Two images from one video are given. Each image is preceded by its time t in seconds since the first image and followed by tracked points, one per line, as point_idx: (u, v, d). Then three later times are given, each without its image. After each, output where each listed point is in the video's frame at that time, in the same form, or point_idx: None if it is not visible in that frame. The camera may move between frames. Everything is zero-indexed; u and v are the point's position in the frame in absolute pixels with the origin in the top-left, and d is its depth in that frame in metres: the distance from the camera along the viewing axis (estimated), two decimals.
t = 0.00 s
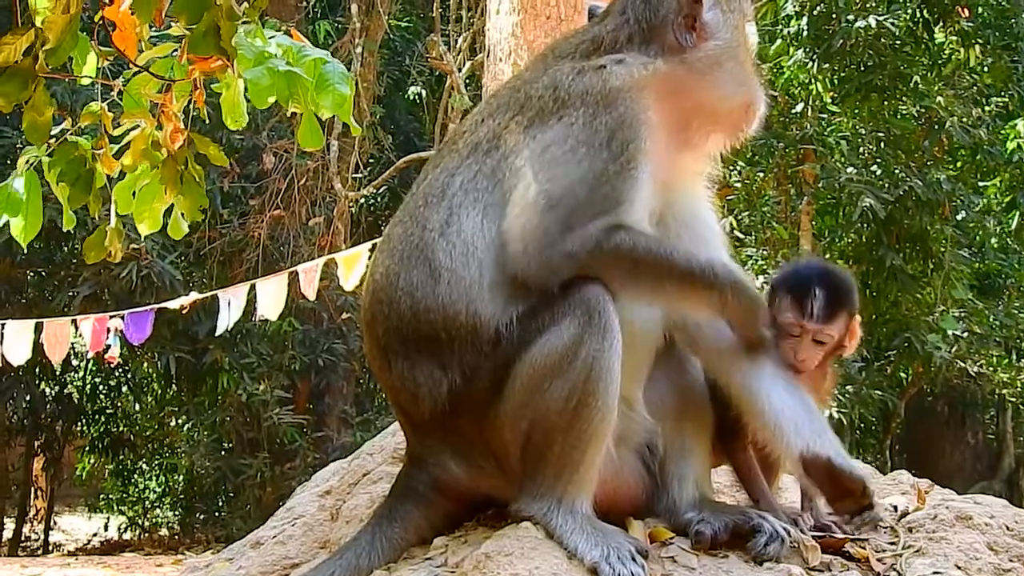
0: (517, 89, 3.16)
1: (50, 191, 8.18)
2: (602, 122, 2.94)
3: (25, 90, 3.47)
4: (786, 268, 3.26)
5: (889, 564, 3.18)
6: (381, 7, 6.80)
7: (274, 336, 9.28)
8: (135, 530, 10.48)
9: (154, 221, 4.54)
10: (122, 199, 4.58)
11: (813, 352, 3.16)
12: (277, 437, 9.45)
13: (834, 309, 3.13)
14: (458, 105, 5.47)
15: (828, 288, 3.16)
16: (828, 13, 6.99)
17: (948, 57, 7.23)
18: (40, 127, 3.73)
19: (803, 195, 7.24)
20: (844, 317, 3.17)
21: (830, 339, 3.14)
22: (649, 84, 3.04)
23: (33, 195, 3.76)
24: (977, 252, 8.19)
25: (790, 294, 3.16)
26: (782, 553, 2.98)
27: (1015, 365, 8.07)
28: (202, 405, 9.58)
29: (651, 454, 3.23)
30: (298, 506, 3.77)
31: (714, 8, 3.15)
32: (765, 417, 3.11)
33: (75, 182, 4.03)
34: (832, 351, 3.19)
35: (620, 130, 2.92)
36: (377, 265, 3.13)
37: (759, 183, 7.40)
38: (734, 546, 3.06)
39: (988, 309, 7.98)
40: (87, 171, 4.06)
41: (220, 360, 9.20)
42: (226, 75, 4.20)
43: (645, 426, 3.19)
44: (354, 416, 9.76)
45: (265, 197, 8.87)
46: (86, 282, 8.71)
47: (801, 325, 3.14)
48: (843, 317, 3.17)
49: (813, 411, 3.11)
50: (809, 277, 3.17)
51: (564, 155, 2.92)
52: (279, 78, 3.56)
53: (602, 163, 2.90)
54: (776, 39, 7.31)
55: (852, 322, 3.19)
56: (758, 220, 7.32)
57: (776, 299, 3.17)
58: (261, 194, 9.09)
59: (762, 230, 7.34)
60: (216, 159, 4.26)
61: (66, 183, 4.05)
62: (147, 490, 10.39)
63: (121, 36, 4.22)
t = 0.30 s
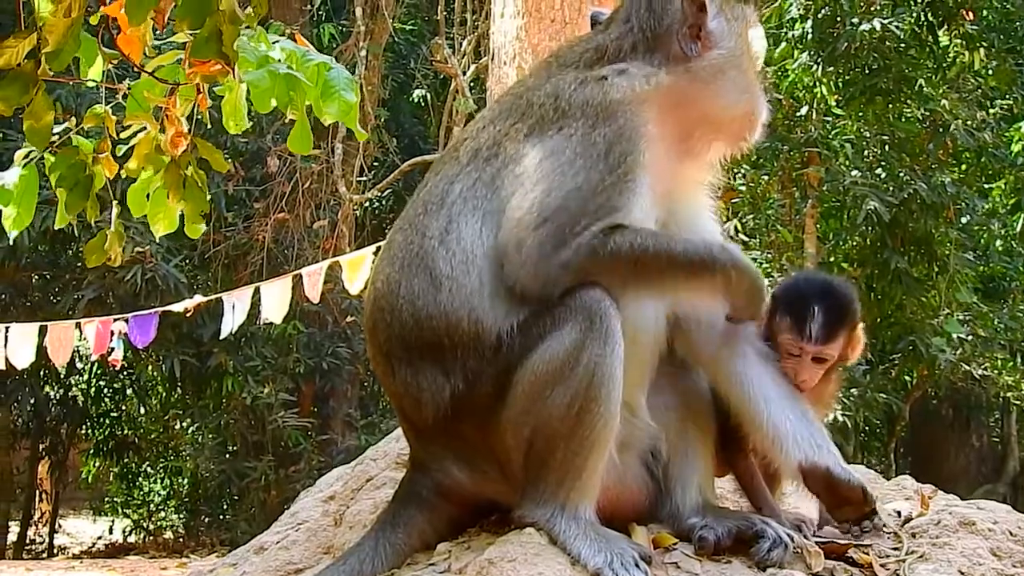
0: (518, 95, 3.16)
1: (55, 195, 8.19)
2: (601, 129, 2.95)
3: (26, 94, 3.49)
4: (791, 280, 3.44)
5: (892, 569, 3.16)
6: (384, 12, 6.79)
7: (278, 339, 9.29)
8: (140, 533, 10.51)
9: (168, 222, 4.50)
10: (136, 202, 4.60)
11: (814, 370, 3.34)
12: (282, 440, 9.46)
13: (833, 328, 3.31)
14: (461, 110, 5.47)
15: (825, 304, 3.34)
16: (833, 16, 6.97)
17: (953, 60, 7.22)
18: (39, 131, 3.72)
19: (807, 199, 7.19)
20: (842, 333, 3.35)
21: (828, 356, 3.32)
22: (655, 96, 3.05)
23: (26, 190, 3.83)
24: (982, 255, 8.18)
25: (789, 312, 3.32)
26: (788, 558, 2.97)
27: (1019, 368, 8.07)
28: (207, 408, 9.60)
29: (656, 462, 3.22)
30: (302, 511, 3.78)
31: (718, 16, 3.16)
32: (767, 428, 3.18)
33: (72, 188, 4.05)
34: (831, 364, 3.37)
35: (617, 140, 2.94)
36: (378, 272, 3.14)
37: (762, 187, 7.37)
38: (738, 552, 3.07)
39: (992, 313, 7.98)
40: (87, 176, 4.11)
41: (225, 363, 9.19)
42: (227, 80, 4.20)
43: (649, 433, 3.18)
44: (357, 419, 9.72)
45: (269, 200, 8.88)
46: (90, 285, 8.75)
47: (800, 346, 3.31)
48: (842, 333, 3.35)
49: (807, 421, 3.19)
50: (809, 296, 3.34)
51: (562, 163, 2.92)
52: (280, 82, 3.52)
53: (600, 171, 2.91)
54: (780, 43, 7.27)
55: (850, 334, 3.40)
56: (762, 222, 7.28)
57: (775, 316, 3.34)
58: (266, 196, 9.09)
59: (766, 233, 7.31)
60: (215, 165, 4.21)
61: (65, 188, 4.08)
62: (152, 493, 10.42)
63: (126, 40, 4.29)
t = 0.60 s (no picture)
0: (519, 89, 3.16)
1: (57, 198, 8.19)
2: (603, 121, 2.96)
3: (33, 95, 3.51)
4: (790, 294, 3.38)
5: (897, 568, 3.16)
6: (387, 14, 6.80)
7: (280, 342, 9.29)
8: (142, 536, 10.51)
9: (191, 231, 4.44)
10: (153, 211, 4.61)
11: (783, 385, 3.26)
12: (283, 443, 9.46)
13: (805, 344, 3.22)
14: (463, 111, 5.47)
15: (806, 320, 3.27)
16: (834, 18, 6.96)
17: (954, 63, 7.22)
18: (46, 132, 3.73)
19: (809, 201, 7.23)
20: (819, 351, 3.24)
21: (798, 371, 3.24)
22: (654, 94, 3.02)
23: (41, 200, 3.85)
24: (984, 257, 8.19)
25: (767, 326, 3.28)
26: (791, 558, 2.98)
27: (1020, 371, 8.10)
28: (209, 411, 9.56)
29: (659, 461, 3.22)
30: (306, 510, 3.77)
31: (721, 16, 3.08)
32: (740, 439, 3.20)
33: (81, 187, 4.14)
34: (807, 381, 3.27)
35: (619, 129, 2.96)
36: (380, 272, 3.14)
37: (765, 190, 7.47)
38: (743, 551, 3.06)
39: (994, 316, 7.95)
40: (95, 175, 4.18)
41: (227, 366, 9.17)
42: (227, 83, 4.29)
43: (652, 431, 3.18)
44: (359, 422, 9.77)
45: (271, 203, 8.88)
46: (92, 288, 8.72)
47: (770, 358, 3.25)
48: (818, 351, 3.24)
49: (777, 436, 3.21)
50: (787, 311, 3.28)
51: (566, 156, 2.93)
52: (283, 88, 3.52)
53: (603, 160, 2.93)
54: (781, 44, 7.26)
55: (835, 355, 3.27)
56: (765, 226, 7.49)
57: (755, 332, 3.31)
58: (268, 200, 9.09)
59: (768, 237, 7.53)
60: (222, 163, 4.28)
61: (73, 187, 4.17)
62: (153, 496, 10.41)
63: (128, 41, 4.31)
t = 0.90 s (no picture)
0: (508, 95, 3.16)
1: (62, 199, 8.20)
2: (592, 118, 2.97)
3: (40, 95, 3.50)
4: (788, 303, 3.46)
5: (902, 567, 3.17)
6: (390, 14, 6.81)
7: (284, 344, 9.30)
8: (146, 538, 10.46)
9: (182, 235, 4.61)
10: (149, 213, 4.71)
11: (782, 384, 3.35)
12: (287, 445, 9.44)
13: (803, 344, 3.32)
14: (466, 110, 5.47)
15: (805, 321, 3.38)
16: (838, 20, 7.02)
17: (958, 65, 7.25)
18: (52, 132, 3.72)
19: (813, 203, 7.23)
20: (818, 352, 3.34)
21: (796, 370, 3.32)
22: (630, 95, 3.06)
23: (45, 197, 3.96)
24: (987, 259, 8.22)
25: (765, 327, 3.38)
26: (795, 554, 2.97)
27: None
28: (212, 413, 9.60)
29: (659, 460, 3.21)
30: (310, 509, 3.79)
31: (690, 7, 3.13)
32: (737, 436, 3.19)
33: (87, 188, 4.17)
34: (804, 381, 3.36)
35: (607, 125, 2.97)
36: (378, 277, 3.13)
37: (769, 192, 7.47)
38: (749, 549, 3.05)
39: (999, 319, 7.88)
40: (100, 175, 4.20)
41: (230, 368, 9.25)
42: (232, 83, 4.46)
43: (654, 428, 3.18)
44: (363, 423, 9.70)
45: (275, 205, 8.90)
46: (96, 289, 8.72)
47: (770, 359, 3.33)
48: (815, 351, 3.34)
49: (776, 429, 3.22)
50: (786, 313, 3.39)
51: (557, 158, 2.92)
52: (296, 81, 3.54)
53: (590, 162, 2.92)
54: (786, 46, 7.31)
55: (832, 356, 3.37)
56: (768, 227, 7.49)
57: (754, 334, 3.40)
58: (271, 202, 9.09)
59: (773, 237, 7.53)
60: (230, 162, 4.39)
61: (79, 188, 4.19)
62: (157, 498, 10.40)
63: (136, 41, 4.52)
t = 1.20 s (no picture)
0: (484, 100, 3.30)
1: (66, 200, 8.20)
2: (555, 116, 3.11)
3: (41, 96, 3.51)
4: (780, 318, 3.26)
5: (902, 564, 3.21)
6: (396, 16, 6.80)
7: (289, 345, 9.31)
8: (151, 539, 10.57)
9: (179, 235, 4.61)
10: (146, 213, 4.74)
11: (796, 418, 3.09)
12: (292, 446, 9.44)
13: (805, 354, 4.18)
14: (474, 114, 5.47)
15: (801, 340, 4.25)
16: (842, 22, 6.99)
17: (963, 66, 7.23)
18: (53, 134, 3.75)
19: (818, 205, 7.28)
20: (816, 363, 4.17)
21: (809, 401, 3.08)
22: (603, 85, 3.23)
23: (42, 203, 4.33)
24: (992, 260, 8.24)
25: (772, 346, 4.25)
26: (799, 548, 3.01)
27: None
28: (218, 413, 9.61)
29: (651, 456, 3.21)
30: (312, 508, 3.89)
31: None
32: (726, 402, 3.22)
33: (87, 190, 4.16)
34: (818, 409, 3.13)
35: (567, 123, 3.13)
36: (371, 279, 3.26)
37: (773, 193, 7.40)
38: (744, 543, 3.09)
39: (1003, 321, 7.96)
40: (100, 178, 4.20)
41: (235, 369, 9.19)
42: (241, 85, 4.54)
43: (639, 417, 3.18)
44: (368, 424, 9.70)
45: (280, 206, 8.88)
46: (101, 291, 8.73)
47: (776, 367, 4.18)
48: (823, 373, 3.10)
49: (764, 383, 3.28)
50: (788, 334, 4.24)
51: (508, 160, 3.05)
52: (300, 82, 3.84)
53: (537, 166, 3.05)
54: (791, 48, 7.31)
55: (836, 369, 3.15)
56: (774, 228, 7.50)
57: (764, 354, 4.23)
58: (276, 202, 9.09)
59: (777, 240, 7.56)
60: (232, 164, 4.40)
61: (79, 190, 4.19)
62: (163, 499, 10.44)
63: (138, 42, 4.56)
